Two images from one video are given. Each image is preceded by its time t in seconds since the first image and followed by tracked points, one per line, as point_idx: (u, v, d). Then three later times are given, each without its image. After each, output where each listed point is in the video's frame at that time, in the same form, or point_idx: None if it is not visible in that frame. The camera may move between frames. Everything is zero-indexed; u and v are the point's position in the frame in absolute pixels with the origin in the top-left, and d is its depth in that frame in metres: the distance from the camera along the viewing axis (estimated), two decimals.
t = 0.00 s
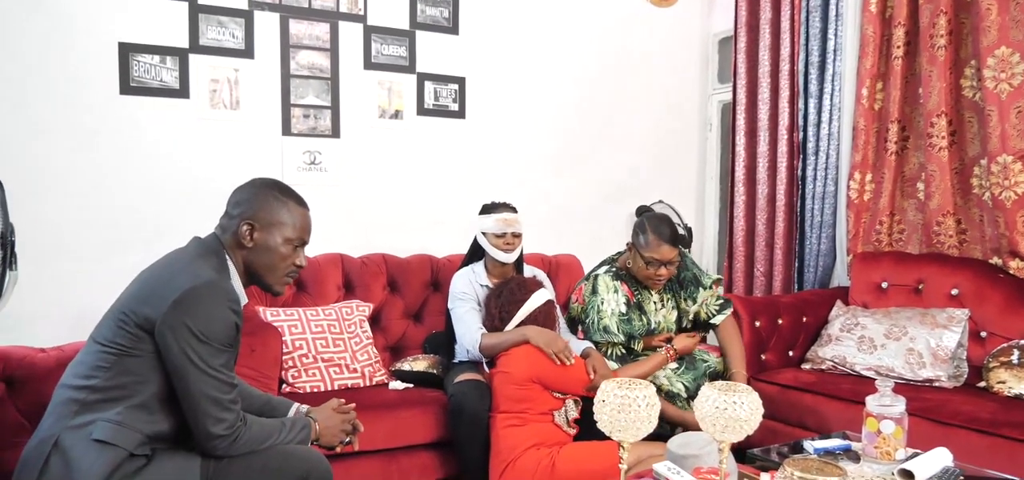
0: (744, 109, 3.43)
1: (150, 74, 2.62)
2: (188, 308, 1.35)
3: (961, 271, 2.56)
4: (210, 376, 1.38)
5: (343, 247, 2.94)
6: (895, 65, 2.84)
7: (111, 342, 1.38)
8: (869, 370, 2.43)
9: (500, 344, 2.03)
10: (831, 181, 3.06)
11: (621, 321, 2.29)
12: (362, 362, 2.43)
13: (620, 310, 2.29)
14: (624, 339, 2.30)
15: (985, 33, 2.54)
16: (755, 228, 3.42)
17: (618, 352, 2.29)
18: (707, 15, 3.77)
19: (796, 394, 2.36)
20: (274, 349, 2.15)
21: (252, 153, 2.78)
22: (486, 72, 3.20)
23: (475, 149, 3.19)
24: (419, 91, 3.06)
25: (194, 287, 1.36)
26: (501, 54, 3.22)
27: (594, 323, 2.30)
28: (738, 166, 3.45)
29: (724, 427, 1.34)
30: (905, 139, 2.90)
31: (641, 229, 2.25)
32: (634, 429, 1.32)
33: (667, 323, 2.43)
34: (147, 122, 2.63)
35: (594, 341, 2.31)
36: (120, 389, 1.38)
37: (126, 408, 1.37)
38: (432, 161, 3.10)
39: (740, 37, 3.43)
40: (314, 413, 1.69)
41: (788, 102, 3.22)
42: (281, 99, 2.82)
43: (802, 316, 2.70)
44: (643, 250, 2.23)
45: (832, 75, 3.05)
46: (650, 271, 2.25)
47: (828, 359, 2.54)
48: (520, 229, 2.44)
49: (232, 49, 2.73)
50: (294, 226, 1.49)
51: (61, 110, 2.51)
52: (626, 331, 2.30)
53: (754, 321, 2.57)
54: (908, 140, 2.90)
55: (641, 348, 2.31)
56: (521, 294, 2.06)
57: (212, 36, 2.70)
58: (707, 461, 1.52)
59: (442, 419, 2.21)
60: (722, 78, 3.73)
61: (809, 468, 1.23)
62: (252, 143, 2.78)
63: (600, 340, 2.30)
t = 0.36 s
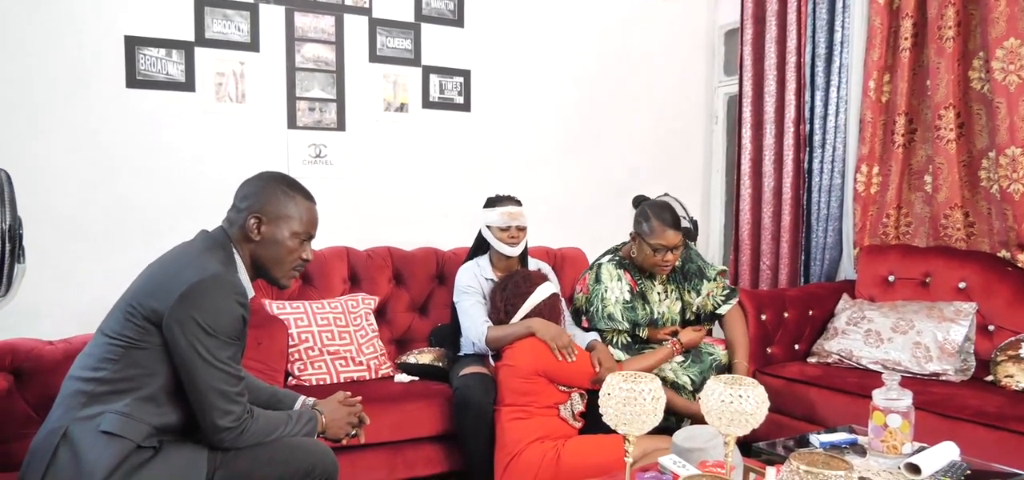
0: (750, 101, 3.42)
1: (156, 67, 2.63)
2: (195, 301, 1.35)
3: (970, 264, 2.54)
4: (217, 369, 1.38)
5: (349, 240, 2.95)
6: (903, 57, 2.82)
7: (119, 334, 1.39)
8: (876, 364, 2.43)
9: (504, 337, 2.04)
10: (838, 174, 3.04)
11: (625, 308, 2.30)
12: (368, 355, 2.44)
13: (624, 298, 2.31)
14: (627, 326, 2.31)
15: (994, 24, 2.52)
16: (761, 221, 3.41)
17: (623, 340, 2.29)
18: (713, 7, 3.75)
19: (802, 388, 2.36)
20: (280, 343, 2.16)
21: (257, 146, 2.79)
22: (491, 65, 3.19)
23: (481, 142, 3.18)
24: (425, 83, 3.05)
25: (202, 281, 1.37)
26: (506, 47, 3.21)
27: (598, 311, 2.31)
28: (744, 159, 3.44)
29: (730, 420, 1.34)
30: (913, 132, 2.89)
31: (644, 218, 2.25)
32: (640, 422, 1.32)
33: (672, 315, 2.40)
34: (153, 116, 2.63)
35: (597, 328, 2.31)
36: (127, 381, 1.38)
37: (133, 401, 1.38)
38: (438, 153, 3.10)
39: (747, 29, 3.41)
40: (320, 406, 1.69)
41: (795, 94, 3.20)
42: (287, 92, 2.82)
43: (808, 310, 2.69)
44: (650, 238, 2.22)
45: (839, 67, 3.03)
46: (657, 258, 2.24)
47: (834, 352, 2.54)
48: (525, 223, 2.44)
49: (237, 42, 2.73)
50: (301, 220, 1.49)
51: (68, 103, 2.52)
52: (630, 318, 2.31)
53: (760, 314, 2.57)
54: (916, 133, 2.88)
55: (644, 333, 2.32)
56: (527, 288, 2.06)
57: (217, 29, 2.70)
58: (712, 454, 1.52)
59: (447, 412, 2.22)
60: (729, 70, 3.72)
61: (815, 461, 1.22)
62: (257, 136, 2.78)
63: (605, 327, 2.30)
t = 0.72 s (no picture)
0: (764, 96, 3.40)
1: (169, 64, 2.64)
2: (209, 296, 1.37)
3: (985, 259, 2.52)
4: (230, 364, 1.40)
5: (361, 235, 2.96)
6: (919, 51, 2.79)
7: (134, 329, 1.40)
8: (889, 360, 2.42)
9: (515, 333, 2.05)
10: (852, 168, 3.02)
11: (631, 296, 2.30)
12: (380, 350, 2.45)
13: (630, 286, 2.31)
14: (634, 313, 2.30)
15: (1012, 18, 2.49)
16: (774, 216, 3.39)
17: (632, 329, 2.28)
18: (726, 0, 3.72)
19: (816, 385, 2.35)
20: (293, 338, 2.17)
21: (270, 142, 2.80)
22: (503, 60, 3.19)
23: (492, 138, 3.18)
24: (437, 79, 3.05)
25: (216, 276, 1.38)
26: (518, 42, 3.21)
27: (605, 299, 2.30)
28: (758, 154, 3.42)
29: (743, 417, 1.33)
30: (928, 126, 2.86)
31: (659, 205, 2.28)
32: (651, 418, 1.32)
33: (679, 306, 2.42)
34: (167, 112, 2.65)
35: (605, 317, 2.30)
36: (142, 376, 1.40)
37: (147, 396, 1.39)
38: (450, 149, 3.10)
39: (760, 23, 3.39)
40: (333, 401, 1.70)
41: (809, 89, 3.18)
42: (299, 88, 2.83)
43: (821, 305, 2.67)
44: (672, 221, 2.26)
45: (854, 61, 3.00)
46: (680, 240, 2.30)
47: (847, 348, 2.52)
48: (536, 218, 2.44)
49: (250, 38, 2.74)
50: (316, 217, 1.50)
51: (80, 100, 2.54)
52: (636, 307, 2.30)
53: (773, 310, 2.56)
54: (931, 127, 2.86)
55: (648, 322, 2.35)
56: (538, 284, 2.06)
57: (230, 25, 2.71)
58: (724, 451, 1.52)
59: (458, 407, 2.22)
60: (742, 64, 3.69)
61: (828, 458, 1.22)
62: (270, 132, 2.80)
63: (612, 315, 2.28)
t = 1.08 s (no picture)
0: (772, 90, 3.38)
1: (176, 58, 2.65)
2: (217, 290, 1.37)
3: (994, 253, 2.52)
4: (238, 359, 1.40)
5: (368, 230, 2.96)
6: (929, 45, 2.77)
7: (142, 323, 1.41)
8: (897, 355, 2.42)
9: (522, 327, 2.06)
10: (860, 163, 3.00)
11: (634, 282, 2.31)
12: (387, 344, 2.46)
13: (634, 273, 2.31)
14: (636, 298, 2.32)
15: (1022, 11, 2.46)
16: (782, 211, 3.37)
17: (634, 314, 2.30)
18: None
19: (823, 380, 2.34)
20: (300, 332, 2.18)
21: (277, 135, 2.81)
22: (510, 54, 3.18)
23: (498, 132, 3.18)
24: (444, 73, 3.05)
25: (222, 270, 1.38)
26: (525, 36, 3.20)
27: (607, 286, 2.30)
28: (765, 148, 3.41)
29: (749, 411, 1.33)
30: (937, 120, 2.84)
31: (660, 190, 2.29)
32: (658, 412, 1.32)
33: (684, 291, 2.43)
34: (174, 107, 2.66)
35: (610, 303, 2.30)
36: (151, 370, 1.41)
37: (156, 389, 1.40)
38: (457, 143, 3.10)
39: (769, 16, 3.37)
40: (340, 395, 1.71)
41: (817, 83, 3.16)
42: (306, 82, 2.83)
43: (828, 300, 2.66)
44: (674, 203, 2.26)
45: (862, 54, 2.99)
46: (684, 221, 2.29)
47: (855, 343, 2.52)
48: (543, 212, 2.44)
49: (257, 32, 2.75)
50: (323, 211, 1.51)
51: (81, 100, 2.54)
52: (640, 293, 2.32)
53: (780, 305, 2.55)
54: (941, 121, 2.84)
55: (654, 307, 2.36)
56: (545, 278, 2.06)
57: (237, 19, 2.72)
58: (731, 445, 1.52)
59: (465, 401, 2.23)
60: (750, 57, 3.67)
61: (835, 453, 1.21)
62: (277, 126, 2.81)
63: (616, 301, 2.30)
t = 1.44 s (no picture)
0: (775, 81, 3.37)
1: (178, 50, 2.64)
2: (219, 283, 1.37)
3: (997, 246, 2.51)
4: (240, 351, 1.41)
5: (370, 222, 2.96)
6: (933, 36, 2.75)
7: (145, 315, 1.41)
8: (901, 347, 2.42)
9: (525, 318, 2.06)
10: (863, 155, 2.99)
11: (643, 273, 2.31)
12: (389, 336, 2.46)
13: (642, 263, 2.32)
14: (644, 288, 2.32)
15: None
16: (784, 203, 3.37)
17: (641, 304, 2.31)
18: None
19: (824, 373, 2.34)
20: (302, 324, 2.18)
21: (279, 127, 2.80)
22: (513, 46, 3.17)
23: (500, 124, 3.17)
24: (445, 64, 3.04)
25: (224, 263, 1.38)
26: (527, 28, 3.19)
27: (617, 274, 2.31)
28: (768, 140, 3.40)
29: (751, 404, 1.33)
30: (941, 112, 2.83)
31: (668, 179, 2.31)
32: (660, 404, 1.32)
33: (687, 281, 2.42)
34: (176, 100, 2.66)
35: (617, 292, 2.31)
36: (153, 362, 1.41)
37: (158, 382, 1.40)
38: (459, 136, 3.10)
39: (772, 8, 3.36)
40: (342, 387, 1.71)
41: (821, 75, 3.15)
42: (308, 74, 2.83)
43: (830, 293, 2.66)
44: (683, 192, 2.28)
45: (866, 46, 2.97)
46: (692, 210, 2.31)
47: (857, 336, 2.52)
48: (547, 205, 2.43)
49: (258, 23, 2.74)
50: (325, 204, 1.51)
51: (80, 101, 2.54)
52: (647, 282, 2.32)
53: (782, 298, 2.55)
54: (945, 114, 2.82)
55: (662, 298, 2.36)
56: (549, 271, 2.06)
57: (238, 11, 2.71)
58: (732, 437, 1.52)
59: (468, 393, 2.23)
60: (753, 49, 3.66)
61: (836, 446, 1.20)
62: (278, 118, 2.80)
63: (624, 290, 2.30)
